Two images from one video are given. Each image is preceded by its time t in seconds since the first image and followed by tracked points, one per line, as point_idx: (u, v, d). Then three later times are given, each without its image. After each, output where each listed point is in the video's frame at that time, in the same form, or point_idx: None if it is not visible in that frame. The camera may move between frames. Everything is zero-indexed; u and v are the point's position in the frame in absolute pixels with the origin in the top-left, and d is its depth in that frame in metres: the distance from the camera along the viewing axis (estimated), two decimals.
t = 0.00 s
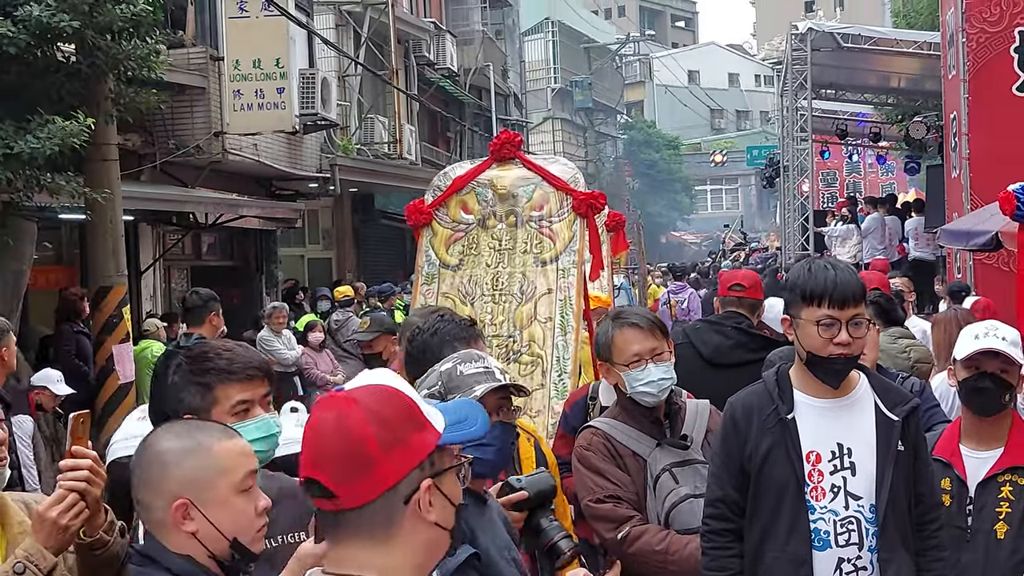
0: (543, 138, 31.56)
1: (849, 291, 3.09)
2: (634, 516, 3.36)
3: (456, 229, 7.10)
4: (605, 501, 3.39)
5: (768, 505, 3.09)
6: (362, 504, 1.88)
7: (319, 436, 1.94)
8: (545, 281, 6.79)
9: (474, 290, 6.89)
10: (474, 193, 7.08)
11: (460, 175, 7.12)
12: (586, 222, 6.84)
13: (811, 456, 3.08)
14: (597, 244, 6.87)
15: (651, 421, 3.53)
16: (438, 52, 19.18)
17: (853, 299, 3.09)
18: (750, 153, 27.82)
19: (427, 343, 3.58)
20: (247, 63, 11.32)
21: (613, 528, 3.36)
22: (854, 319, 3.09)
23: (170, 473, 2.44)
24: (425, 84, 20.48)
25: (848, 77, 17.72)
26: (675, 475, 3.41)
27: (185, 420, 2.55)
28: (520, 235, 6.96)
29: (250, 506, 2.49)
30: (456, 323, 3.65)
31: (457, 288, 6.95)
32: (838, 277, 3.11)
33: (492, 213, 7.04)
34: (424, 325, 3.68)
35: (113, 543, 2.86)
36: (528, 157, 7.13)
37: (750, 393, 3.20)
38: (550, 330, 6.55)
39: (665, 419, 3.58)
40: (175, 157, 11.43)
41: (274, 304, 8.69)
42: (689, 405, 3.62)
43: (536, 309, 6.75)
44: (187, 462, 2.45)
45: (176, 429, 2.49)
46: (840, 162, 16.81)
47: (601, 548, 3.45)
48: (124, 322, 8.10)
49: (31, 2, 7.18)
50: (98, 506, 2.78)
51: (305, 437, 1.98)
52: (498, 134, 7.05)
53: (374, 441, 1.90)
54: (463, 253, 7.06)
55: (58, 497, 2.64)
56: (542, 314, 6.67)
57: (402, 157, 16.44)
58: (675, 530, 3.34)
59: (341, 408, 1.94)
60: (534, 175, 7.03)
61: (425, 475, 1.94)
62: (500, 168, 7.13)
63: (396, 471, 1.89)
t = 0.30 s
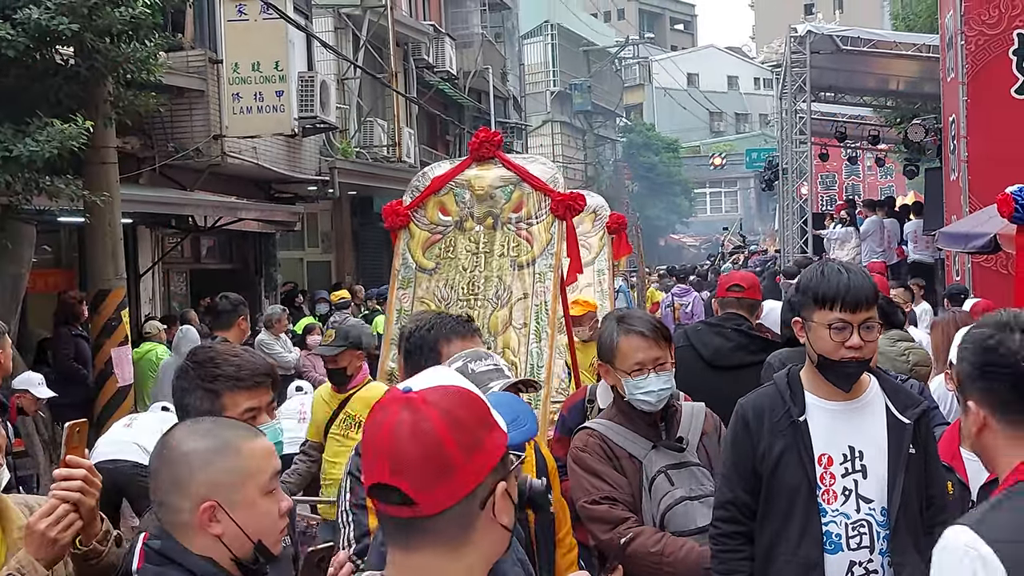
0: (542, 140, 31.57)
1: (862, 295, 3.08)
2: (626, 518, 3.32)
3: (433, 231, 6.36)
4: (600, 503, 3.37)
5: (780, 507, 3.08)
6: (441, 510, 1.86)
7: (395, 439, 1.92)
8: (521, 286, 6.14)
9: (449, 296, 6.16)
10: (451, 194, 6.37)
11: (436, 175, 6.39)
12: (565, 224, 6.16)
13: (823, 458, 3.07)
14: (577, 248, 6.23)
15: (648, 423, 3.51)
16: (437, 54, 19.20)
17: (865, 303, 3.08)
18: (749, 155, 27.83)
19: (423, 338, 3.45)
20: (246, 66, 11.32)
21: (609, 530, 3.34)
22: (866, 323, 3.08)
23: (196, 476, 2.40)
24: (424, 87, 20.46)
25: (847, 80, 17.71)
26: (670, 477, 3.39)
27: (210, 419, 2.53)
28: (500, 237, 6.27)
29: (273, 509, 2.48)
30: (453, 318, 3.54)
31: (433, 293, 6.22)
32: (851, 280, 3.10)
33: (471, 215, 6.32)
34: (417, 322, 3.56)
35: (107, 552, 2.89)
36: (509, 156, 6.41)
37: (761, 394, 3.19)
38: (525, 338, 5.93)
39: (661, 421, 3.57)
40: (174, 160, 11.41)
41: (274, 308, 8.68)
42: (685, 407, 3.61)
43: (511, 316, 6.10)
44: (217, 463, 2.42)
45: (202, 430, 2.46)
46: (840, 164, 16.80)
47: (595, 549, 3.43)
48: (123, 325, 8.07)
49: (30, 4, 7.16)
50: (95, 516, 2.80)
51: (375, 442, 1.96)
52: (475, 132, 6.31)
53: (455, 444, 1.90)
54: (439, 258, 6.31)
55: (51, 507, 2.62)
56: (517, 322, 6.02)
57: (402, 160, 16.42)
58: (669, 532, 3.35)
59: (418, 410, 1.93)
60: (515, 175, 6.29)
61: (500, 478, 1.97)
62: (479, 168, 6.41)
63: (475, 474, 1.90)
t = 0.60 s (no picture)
0: (542, 144, 31.60)
1: (874, 303, 3.07)
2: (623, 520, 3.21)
3: (407, 235, 6.46)
4: (601, 508, 3.23)
5: (788, 511, 3.07)
6: (493, 517, 1.85)
7: (447, 444, 1.90)
8: (495, 291, 6.26)
9: (424, 300, 6.23)
10: (426, 198, 6.50)
11: (411, 179, 6.53)
12: (539, 228, 6.32)
13: (832, 465, 3.08)
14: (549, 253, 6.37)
15: (649, 429, 3.48)
16: (437, 58, 19.28)
17: (878, 310, 3.07)
18: (750, 158, 27.85)
19: (419, 340, 3.46)
20: (246, 70, 11.33)
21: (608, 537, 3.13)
22: (879, 330, 3.08)
23: (221, 485, 2.36)
24: (424, 91, 20.49)
25: (847, 84, 17.71)
26: (670, 485, 3.33)
27: (236, 429, 2.49)
28: (474, 242, 6.41)
29: (295, 524, 2.42)
30: (448, 319, 3.51)
31: (407, 298, 6.26)
32: (864, 287, 3.09)
33: (445, 220, 6.47)
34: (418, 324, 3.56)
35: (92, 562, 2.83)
36: (484, 161, 6.59)
37: (771, 398, 3.19)
38: (497, 345, 6.00)
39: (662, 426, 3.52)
40: (174, 163, 11.42)
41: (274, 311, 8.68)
42: (682, 412, 3.59)
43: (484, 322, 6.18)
44: (242, 474, 2.37)
45: (228, 438, 2.43)
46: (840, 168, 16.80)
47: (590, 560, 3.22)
48: (124, 328, 8.07)
49: (31, 9, 7.14)
50: (81, 525, 2.75)
51: (424, 448, 1.93)
52: (452, 134, 6.46)
53: (509, 450, 1.90)
54: (414, 261, 6.40)
55: (35, 515, 2.53)
56: (491, 327, 6.10)
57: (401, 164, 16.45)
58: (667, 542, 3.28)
59: (470, 417, 1.92)
60: (490, 179, 6.46)
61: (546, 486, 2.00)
62: (455, 172, 6.58)
63: (527, 481, 1.91)
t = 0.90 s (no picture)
0: (543, 146, 31.65)
1: (866, 307, 3.12)
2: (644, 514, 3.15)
3: (381, 239, 5.92)
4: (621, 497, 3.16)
5: (771, 513, 3.07)
6: (510, 523, 1.85)
7: (463, 450, 1.88)
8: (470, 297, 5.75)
9: (397, 309, 5.73)
10: (400, 199, 5.94)
11: (385, 181, 5.98)
12: (516, 230, 5.82)
13: (816, 466, 3.09)
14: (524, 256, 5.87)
15: (661, 426, 3.47)
16: (438, 61, 19.31)
17: (868, 316, 3.13)
18: (750, 160, 27.85)
19: (419, 341, 3.46)
20: (247, 73, 11.33)
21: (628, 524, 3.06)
22: (867, 335, 3.13)
23: (210, 493, 2.35)
24: (425, 93, 20.52)
25: (847, 86, 17.72)
26: (683, 479, 3.33)
27: (231, 437, 2.48)
28: (449, 246, 5.87)
29: (283, 535, 2.40)
30: (447, 323, 3.51)
31: (380, 305, 5.76)
32: (856, 291, 3.13)
33: (419, 222, 5.91)
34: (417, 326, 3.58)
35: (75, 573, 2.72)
36: (460, 159, 6.03)
37: (754, 400, 3.19)
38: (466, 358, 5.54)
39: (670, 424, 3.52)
40: (175, 167, 11.42)
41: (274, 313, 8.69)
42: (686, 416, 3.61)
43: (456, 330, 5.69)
44: (231, 482, 2.36)
45: (218, 445, 2.42)
46: (839, 169, 16.84)
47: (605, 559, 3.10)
48: (123, 331, 8.08)
49: (31, 12, 7.15)
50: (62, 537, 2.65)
51: (439, 454, 1.90)
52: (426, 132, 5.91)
53: (525, 455, 1.88)
54: (387, 267, 5.87)
55: (14, 528, 2.54)
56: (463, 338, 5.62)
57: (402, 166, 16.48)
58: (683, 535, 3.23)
59: (486, 422, 1.90)
60: (466, 179, 5.91)
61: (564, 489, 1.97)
62: (430, 172, 6.01)
63: (543, 484, 1.89)
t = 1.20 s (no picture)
0: (544, 147, 31.66)
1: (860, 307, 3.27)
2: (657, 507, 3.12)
3: (361, 240, 5.83)
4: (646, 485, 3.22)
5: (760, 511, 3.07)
6: (522, 523, 1.83)
7: (475, 448, 1.87)
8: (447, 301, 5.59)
9: (375, 311, 5.62)
10: (381, 199, 5.84)
11: (365, 180, 5.90)
12: (496, 232, 5.68)
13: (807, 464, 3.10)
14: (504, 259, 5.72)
15: (678, 421, 3.55)
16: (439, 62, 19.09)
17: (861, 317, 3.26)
18: (751, 161, 27.85)
19: (415, 341, 3.45)
20: (248, 73, 11.33)
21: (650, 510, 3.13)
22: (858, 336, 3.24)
23: (196, 496, 2.34)
24: (426, 94, 20.52)
25: (848, 86, 17.72)
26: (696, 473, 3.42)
27: (211, 437, 2.48)
28: (428, 247, 5.74)
29: (273, 532, 2.41)
30: (444, 323, 3.51)
31: (358, 307, 5.67)
32: (851, 291, 3.28)
33: (399, 223, 5.80)
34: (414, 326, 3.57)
35: None
36: (442, 157, 5.91)
37: (746, 399, 3.19)
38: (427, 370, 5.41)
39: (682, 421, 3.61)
40: (176, 167, 11.43)
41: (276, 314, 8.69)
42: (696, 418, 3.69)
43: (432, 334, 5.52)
44: (217, 482, 2.36)
45: (205, 447, 2.41)
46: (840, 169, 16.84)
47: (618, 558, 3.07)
48: (124, 332, 8.08)
49: (33, 13, 7.17)
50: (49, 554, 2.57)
51: (454, 453, 1.90)
52: (405, 131, 5.80)
53: (538, 455, 1.86)
54: (366, 267, 5.77)
55: None
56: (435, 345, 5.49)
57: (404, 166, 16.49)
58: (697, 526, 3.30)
59: (499, 420, 1.88)
60: (446, 178, 5.79)
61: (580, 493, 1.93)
62: (411, 171, 5.90)
63: (558, 486, 1.86)
